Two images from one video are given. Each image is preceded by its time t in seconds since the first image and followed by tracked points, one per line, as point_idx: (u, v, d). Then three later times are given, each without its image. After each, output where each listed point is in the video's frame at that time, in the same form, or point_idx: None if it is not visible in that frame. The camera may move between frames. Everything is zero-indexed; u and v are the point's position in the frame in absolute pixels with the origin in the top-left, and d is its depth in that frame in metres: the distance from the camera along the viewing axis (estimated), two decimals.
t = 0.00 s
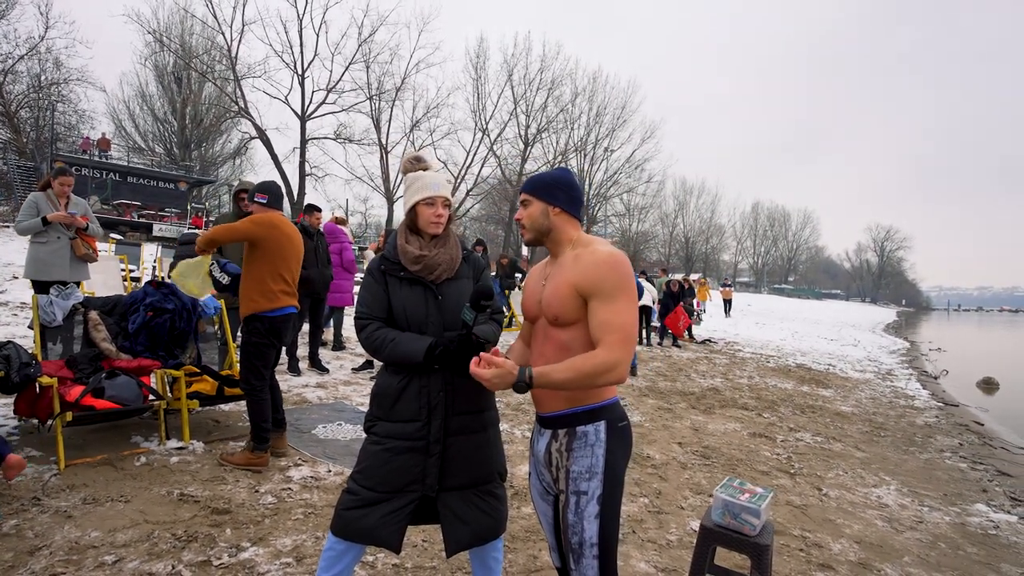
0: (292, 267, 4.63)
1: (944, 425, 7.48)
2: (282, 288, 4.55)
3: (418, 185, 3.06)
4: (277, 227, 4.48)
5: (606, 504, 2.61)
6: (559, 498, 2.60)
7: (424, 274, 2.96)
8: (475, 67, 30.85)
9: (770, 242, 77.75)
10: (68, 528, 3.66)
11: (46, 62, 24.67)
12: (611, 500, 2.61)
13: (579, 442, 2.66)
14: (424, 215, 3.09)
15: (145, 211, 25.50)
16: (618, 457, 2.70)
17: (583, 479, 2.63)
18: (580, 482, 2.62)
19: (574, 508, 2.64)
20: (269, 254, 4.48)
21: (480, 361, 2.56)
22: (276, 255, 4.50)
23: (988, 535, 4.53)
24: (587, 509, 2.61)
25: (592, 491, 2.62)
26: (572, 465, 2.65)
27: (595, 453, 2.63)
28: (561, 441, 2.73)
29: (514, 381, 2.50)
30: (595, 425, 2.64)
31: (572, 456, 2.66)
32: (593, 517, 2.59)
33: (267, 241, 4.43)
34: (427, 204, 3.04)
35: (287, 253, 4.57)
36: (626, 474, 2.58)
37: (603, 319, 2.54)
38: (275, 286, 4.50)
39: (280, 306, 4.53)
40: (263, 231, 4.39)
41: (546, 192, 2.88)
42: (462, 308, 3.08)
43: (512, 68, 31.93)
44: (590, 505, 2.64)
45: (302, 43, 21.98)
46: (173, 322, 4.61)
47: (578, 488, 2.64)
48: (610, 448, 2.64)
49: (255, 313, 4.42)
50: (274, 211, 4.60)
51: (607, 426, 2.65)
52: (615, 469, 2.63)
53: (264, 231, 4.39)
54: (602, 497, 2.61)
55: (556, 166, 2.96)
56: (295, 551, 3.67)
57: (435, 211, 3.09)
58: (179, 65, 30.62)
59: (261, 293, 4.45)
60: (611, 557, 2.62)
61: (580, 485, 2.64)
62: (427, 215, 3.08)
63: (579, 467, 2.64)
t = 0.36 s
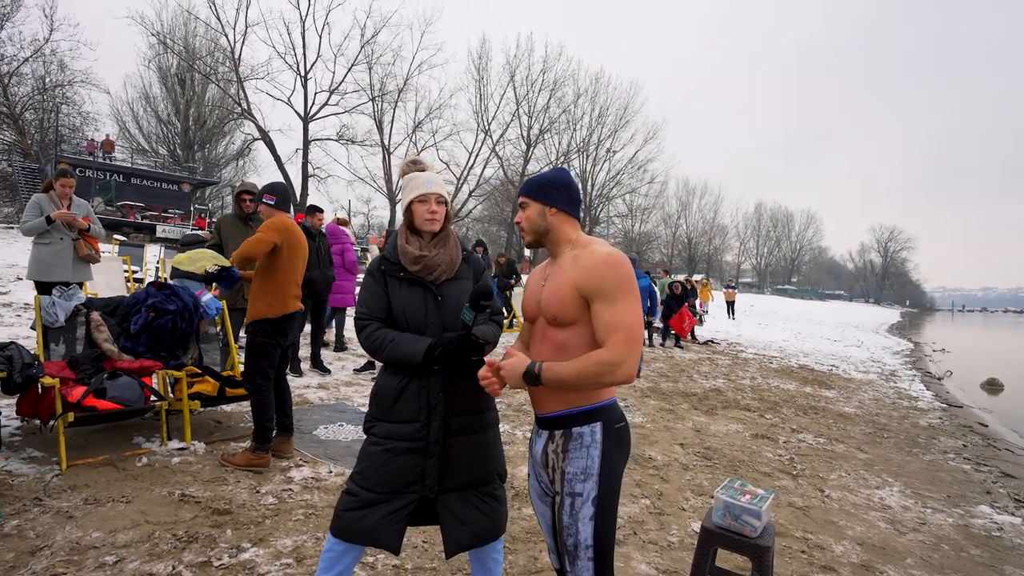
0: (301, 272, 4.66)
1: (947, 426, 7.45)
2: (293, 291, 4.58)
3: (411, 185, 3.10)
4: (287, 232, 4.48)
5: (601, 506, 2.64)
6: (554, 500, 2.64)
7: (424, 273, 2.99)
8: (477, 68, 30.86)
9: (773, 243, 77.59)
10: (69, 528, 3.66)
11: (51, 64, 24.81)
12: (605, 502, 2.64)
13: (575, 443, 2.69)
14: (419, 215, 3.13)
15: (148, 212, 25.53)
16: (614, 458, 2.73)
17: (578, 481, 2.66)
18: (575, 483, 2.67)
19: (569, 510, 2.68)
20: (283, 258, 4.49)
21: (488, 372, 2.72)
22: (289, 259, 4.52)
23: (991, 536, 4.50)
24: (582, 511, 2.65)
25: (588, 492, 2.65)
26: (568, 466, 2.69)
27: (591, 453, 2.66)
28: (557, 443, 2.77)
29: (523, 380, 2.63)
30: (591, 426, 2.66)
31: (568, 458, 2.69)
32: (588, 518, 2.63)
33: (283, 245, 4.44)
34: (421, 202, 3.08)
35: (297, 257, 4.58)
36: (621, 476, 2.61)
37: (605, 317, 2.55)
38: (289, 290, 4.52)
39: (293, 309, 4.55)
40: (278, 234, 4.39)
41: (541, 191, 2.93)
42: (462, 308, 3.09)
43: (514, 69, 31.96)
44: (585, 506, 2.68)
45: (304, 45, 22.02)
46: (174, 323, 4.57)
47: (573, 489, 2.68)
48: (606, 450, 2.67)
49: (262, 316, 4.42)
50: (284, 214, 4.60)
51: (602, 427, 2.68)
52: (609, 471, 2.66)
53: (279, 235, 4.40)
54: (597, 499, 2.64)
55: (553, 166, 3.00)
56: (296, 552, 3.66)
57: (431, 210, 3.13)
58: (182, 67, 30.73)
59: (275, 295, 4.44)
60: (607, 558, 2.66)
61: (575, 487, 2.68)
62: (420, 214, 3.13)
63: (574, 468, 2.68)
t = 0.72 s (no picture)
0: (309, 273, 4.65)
1: (955, 428, 7.39)
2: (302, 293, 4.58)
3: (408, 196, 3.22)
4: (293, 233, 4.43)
5: (605, 508, 2.67)
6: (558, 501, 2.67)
7: (424, 275, 3.05)
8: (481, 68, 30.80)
9: (778, 244, 77.30)
10: (71, 530, 3.64)
11: (55, 66, 24.94)
12: (609, 504, 2.67)
13: (579, 445, 2.73)
14: (415, 222, 3.21)
15: (152, 213, 25.56)
16: (617, 459, 2.76)
17: (582, 484, 2.69)
18: (580, 486, 2.70)
19: (574, 512, 2.71)
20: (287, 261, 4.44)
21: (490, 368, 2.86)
22: (295, 261, 4.48)
23: (999, 540, 4.45)
24: (586, 514, 2.68)
25: (592, 494, 2.68)
26: (572, 468, 2.72)
27: (595, 455, 2.70)
28: (561, 445, 2.80)
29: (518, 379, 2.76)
30: (595, 428, 2.69)
31: (572, 460, 2.73)
32: (593, 521, 2.66)
33: (288, 247, 4.40)
34: (415, 214, 3.19)
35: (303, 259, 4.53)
36: (624, 478, 2.64)
37: (603, 320, 2.66)
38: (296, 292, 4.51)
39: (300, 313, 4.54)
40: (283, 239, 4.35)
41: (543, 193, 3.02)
42: (463, 309, 3.14)
43: (519, 70, 31.92)
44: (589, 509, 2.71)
45: (307, 45, 22.03)
46: (179, 325, 4.56)
47: (578, 491, 2.71)
48: (609, 451, 2.70)
49: (269, 316, 4.40)
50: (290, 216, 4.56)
51: (606, 429, 2.70)
52: (614, 474, 2.69)
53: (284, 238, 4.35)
54: (602, 501, 2.67)
55: (558, 167, 3.07)
56: (298, 554, 3.64)
57: (424, 220, 3.21)
58: (186, 68, 30.86)
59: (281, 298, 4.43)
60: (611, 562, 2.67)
61: (579, 489, 2.71)
62: (417, 225, 3.23)
63: (579, 471, 2.71)
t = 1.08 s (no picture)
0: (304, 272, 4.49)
1: (978, 436, 7.12)
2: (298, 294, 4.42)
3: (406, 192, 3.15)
4: (280, 231, 4.25)
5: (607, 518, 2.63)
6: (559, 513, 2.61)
7: (421, 276, 3.01)
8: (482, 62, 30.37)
9: (793, 243, 76.23)
10: (52, 541, 3.47)
11: (39, 57, 24.49)
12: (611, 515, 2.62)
13: (580, 453, 2.68)
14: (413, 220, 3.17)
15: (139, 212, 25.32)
16: (621, 468, 2.71)
17: (585, 493, 2.65)
18: (582, 495, 2.65)
19: (576, 523, 2.67)
20: (277, 262, 4.26)
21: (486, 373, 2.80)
22: (283, 261, 4.28)
23: None
24: (589, 525, 2.63)
25: (594, 505, 2.63)
26: (573, 477, 2.68)
27: (598, 463, 2.64)
28: (562, 453, 2.75)
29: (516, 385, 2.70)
30: (598, 436, 2.64)
31: (574, 468, 2.68)
32: (596, 533, 2.61)
33: (276, 246, 4.21)
34: (413, 211, 3.13)
35: (294, 258, 4.35)
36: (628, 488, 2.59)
37: (605, 322, 2.58)
38: (290, 293, 4.33)
39: (293, 315, 4.36)
40: (267, 238, 4.17)
41: (541, 187, 2.95)
42: (460, 310, 3.10)
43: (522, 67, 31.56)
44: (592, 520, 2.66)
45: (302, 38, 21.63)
46: (163, 326, 4.38)
47: (580, 501, 2.67)
48: (613, 459, 2.65)
49: (260, 319, 4.23)
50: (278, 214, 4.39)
51: (609, 437, 2.66)
52: (618, 483, 2.64)
53: (269, 237, 4.17)
54: (604, 512, 2.63)
55: (559, 162, 3.00)
56: (288, 566, 3.45)
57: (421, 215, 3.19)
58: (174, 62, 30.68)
59: (270, 302, 4.24)
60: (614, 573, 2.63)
61: (581, 499, 2.67)
62: (415, 221, 3.18)
63: (581, 480, 2.67)
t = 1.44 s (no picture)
0: (291, 267, 4.20)
1: (1010, 447, 6.79)
2: (286, 289, 4.14)
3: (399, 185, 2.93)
4: (261, 227, 4.03)
5: (611, 532, 2.65)
6: (564, 528, 2.62)
7: (415, 278, 2.88)
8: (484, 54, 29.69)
9: (810, 241, 74.85)
10: (21, 559, 3.22)
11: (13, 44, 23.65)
12: (616, 528, 2.65)
13: (583, 466, 2.69)
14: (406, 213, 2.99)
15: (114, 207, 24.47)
16: (626, 481, 2.73)
17: (589, 508, 2.66)
18: (585, 510, 2.66)
19: (579, 539, 2.69)
20: (257, 260, 3.99)
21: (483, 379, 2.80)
22: (264, 258, 4.01)
23: None
24: (592, 540, 2.65)
25: (598, 519, 2.66)
26: (576, 491, 2.69)
27: (602, 477, 2.67)
28: (563, 466, 2.75)
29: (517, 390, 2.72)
30: (601, 447, 2.68)
31: (576, 482, 2.70)
32: (599, 547, 2.64)
33: (255, 244, 3.97)
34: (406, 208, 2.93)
35: (279, 254, 4.09)
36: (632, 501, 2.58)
37: (609, 326, 2.61)
38: (275, 289, 4.04)
39: (280, 311, 4.05)
40: (244, 236, 3.94)
41: (539, 186, 2.95)
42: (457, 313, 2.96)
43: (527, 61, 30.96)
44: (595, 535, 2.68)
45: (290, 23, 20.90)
46: (139, 328, 4.13)
47: (583, 516, 2.68)
48: (617, 471, 2.68)
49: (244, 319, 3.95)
50: (258, 211, 4.17)
51: (613, 448, 2.69)
52: (620, 496, 2.67)
53: (246, 236, 3.94)
54: (608, 526, 2.66)
55: (557, 156, 2.97)
56: None
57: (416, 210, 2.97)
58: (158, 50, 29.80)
59: (253, 301, 3.96)
60: None
61: (583, 514, 2.68)
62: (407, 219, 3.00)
63: (584, 494, 2.68)
